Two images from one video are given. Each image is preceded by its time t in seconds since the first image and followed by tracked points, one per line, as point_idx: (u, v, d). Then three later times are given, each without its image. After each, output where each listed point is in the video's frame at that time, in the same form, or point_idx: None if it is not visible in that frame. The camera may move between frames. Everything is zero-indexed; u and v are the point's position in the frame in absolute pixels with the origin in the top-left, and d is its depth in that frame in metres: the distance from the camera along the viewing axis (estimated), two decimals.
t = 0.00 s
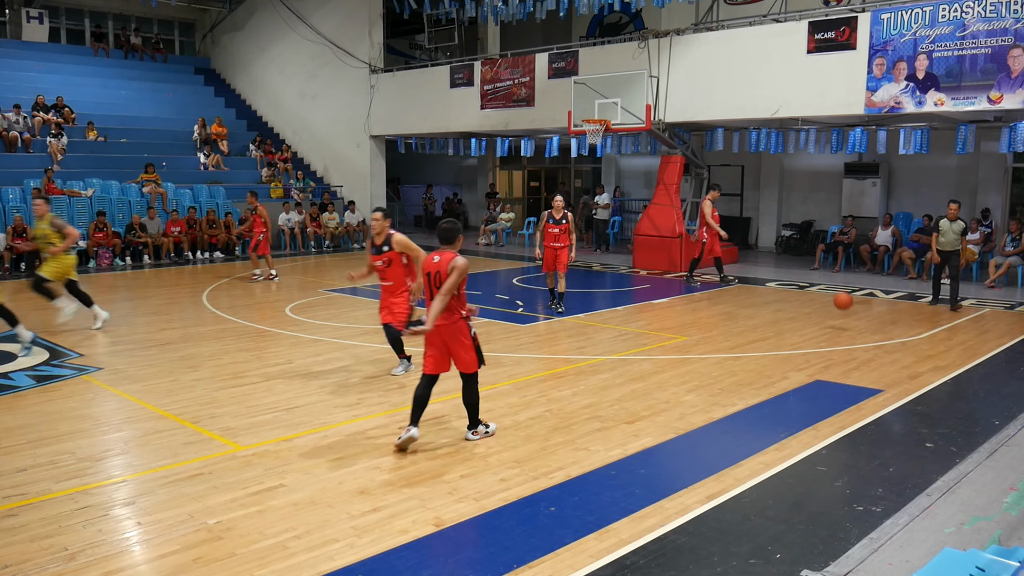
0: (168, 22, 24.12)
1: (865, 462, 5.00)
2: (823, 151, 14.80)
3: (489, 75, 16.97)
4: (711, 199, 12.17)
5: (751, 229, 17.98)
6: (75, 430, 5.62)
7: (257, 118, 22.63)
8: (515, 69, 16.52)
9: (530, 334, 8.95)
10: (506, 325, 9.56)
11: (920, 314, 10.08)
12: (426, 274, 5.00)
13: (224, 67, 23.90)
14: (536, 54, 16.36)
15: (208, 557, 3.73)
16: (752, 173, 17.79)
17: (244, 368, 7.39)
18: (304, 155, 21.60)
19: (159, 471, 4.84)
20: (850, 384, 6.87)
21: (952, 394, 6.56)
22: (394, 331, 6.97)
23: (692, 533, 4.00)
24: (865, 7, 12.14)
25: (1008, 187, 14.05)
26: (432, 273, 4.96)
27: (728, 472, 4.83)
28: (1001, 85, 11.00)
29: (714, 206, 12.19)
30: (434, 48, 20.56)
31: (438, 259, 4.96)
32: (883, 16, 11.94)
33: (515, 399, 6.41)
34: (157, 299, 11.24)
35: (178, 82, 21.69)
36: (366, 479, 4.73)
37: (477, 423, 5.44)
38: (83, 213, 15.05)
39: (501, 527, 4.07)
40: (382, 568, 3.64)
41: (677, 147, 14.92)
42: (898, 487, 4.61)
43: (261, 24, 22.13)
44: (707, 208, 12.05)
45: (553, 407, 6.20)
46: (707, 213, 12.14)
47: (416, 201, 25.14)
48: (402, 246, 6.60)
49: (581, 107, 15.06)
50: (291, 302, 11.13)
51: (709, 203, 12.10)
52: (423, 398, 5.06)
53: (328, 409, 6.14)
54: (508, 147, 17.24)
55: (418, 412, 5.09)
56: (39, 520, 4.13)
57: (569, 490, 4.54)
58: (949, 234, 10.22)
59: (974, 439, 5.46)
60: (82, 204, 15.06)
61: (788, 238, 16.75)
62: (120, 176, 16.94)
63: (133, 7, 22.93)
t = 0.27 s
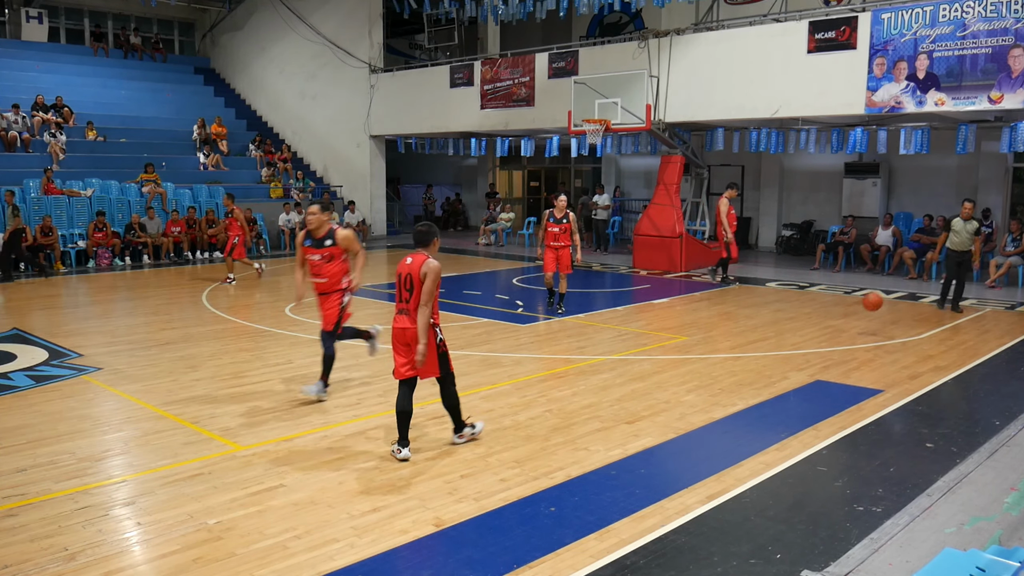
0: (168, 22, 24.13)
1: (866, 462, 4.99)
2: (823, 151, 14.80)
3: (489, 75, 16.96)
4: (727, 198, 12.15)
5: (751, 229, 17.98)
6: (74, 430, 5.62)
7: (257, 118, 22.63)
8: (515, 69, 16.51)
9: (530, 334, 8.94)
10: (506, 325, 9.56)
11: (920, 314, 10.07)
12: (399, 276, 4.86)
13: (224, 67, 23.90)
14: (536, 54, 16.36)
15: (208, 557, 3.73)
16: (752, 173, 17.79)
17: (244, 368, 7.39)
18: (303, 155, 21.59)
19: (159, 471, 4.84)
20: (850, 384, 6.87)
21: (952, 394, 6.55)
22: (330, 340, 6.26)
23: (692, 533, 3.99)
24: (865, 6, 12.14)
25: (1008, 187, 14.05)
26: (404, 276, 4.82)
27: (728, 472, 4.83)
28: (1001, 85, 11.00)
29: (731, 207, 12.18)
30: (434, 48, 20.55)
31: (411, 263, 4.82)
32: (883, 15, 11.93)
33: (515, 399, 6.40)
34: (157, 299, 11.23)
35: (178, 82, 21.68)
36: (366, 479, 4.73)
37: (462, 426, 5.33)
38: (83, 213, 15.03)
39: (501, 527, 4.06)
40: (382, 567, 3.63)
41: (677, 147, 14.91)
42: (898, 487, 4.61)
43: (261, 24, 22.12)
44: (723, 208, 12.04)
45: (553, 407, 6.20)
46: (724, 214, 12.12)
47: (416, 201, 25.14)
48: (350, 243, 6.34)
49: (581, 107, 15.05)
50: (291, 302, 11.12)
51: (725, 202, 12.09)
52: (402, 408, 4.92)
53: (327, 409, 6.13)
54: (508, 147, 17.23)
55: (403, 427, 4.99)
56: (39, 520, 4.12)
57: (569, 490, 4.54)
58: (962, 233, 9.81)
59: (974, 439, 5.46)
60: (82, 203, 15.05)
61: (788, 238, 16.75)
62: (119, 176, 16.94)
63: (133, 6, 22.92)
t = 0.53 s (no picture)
0: (168, 22, 24.14)
1: (865, 462, 5.00)
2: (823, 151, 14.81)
3: (489, 75, 16.97)
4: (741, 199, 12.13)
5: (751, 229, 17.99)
6: (75, 430, 5.62)
7: (257, 118, 22.63)
8: (515, 69, 16.52)
9: (530, 334, 8.95)
10: (506, 325, 9.56)
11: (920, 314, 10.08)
12: (384, 277, 4.85)
13: (224, 67, 23.90)
14: (536, 54, 16.36)
15: (208, 557, 3.73)
16: (752, 173, 17.79)
17: (245, 368, 7.39)
18: (304, 155, 21.60)
19: (159, 471, 4.84)
20: (850, 384, 6.87)
21: (952, 394, 6.56)
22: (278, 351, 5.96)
23: (692, 533, 4.00)
24: (865, 7, 12.15)
25: (1008, 187, 14.06)
26: (394, 276, 4.82)
27: (728, 472, 4.83)
28: (1001, 85, 11.00)
29: (745, 207, 12.17)
30: (434, 48, 20.54)
31: (398, 263, 4.85)
32: (883, 16, 11.94)
33: (515, 399, 6.41)
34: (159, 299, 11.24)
35: (178, 83, 21.69)
36: (366, 479, 4.73)
37: (447, 430, 5.24)
38: (83, 213, 15.03)
39: (501, 526, 4.07)
40: (382, 567, 3.64)
41: (677, 147, 14.92)
42: (897, 487, 4.61)
43: (261, 24, 22.13)
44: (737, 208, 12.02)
45: (553, 406, 6.20)
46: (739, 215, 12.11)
47: (416, 201, 25.15)
48: (254, 249, 5.65)
49: (581, 107, 15.05)
50: (292, 302, 11.13)
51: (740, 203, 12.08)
52: (401, 407, 4.94)
53: (327, 409, 6.14)
54: (508, 147, 17.24)
55: (400, 428, 5.01)
56: (39, 520, 4.12)
57: (569, 490, 4.54)
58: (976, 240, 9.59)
59: (974, 439, 5.47)
60: (82, 204, 15.06)
61: (788, 238, 16.76)
62: (120, 176, 16.95)
63: (133, 7, 22.94)
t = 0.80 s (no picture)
0: (168, 22, 24.14)
1: (866, 462, 4.99)
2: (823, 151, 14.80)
3: (489, 75, 16.97)
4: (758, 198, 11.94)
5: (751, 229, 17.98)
6: (74, 430, 5.62)
7: (257, 118, 22.63)
8: (515, 69, 16.52)
9: (530, 334, 8.94)
10: (506, 325, 9.55)
11: (920, 314, 10.07)
12: (380, 277, 4.83)
13: (224, 67, 23.89)
14: (536, 54, 16.36)
15: (208, 557, 3.73)
16: (752, 173, 17.79)
17: (244, 368, 7.39)
18: (304, 155, 21.59)
19: (159, 471, 4.84)
20: (850, 384, 6.86)
21: (952, 394, 6.55)
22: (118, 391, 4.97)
23: (692, 533, 3.99)
24: (865, 7, 12.15)
25: (1008, 187, 14.05)
26: (391, 276, 4.81)
27: (728, 472, 4.83)
28: (1001, 85, 11.00)
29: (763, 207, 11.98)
30: (434, 48, 20.53)
31: (393, 262, 4.85)
32: (883, 15, 11.93)
33: (515, 399, 6.40)
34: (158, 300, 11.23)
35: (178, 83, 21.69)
36: (366, 479, 4.73)
37: (431, 422, 5.38)
38: (83, 213, 15.03)
39: (501, 527, 4.06)
40: (382, 568, 3.63)
41: (677, 147, 14.91)
42: (898, 487, 4.61)
43: (261, 24, 22.12)
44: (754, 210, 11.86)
45: (553, 406, 6.20)
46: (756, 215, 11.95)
47: (416, 201, 25.15)
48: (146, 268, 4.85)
49: (581, 107, 15.04)
50: (291, 302, 11.12)
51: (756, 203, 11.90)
52: (400, 407, 4.93)
53: (327, 409, 6.14)
54: (508, 147, 17.23)
55: (399, 429, 5.00)
56: (39, 520, 4.12)
57: (569, 490, 4.54)
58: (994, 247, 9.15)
59: (974, 439, 5.46)
60: (82, 204, 15.06)
61: (788, 238, 16.76)
62: (119, 176, 16.94)
63: (133, 7, 22.94)
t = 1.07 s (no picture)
0: (168, 22, 24.15)
1: (866, 462, 5.00)
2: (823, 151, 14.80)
3: (489, 75, 16.97)
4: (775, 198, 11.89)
5: (751, 230, 17.98)
6: (74, 430, 5.62)
7: (256, 118, 22.62)
8: (515, 69, 16.51)
9: (530, 334, 8.94)
10: (506, 325, 9.55)
11: (920, 314, 10.07)
12: (380, 278, 4.83)
13: (224, 66, 23.89)
14: (536, 54, 16.36)
15: (208, 557, 3.73)
16: (752, 173, 17.79)
17: (244, 368, 7.39)
18: (304, 155, 21.59)
19: (159, 471, 4.84)
20: (850, 384, 6.87)
21: (952, 394, 6.55)
22: None
23: (692, 533, 3.99)
24: (865, 7, 12.15)
25: (1008, 187, 14.05)
26: (393, 277, 4.83)
27: (728, 473, 4.83)
28: (1001, 85, 11.00)
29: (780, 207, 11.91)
30: (434, 48, 20.52)
31: (392, 263, 4.86)
32: (883, 15, 11.93)
33: (515, 399, 6.40)
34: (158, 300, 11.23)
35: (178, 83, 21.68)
36: (366, 479, 4.73)
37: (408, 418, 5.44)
38: (83, 213, 15.03)
39: (501, 527, 4.06)
40: (382, 568, 3.63)
41: (677, 147, 14.91)
42: (898, 487, 4.61)
43: (261, 24, 22.12)
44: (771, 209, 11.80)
45: (553, 406, 6.20)
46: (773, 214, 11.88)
47: (416, 201, 25.15)
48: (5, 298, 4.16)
49: (581, 107, 15.04)
50: (291, 302, 11.12)
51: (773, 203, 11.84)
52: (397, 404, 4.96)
53: (327, 409, 6.14)
54: (508, 147, 17.23)
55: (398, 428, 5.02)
56: (39, 520, 4.12)
57: (569, 490, 4.54)
58: (1021, 247, 8.80)
59: (974, 439, 5.46)
60: (82, 204, 15.06)
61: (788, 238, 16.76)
62: (119, 176, 16.95)
63: (133, 7, 22.94)
